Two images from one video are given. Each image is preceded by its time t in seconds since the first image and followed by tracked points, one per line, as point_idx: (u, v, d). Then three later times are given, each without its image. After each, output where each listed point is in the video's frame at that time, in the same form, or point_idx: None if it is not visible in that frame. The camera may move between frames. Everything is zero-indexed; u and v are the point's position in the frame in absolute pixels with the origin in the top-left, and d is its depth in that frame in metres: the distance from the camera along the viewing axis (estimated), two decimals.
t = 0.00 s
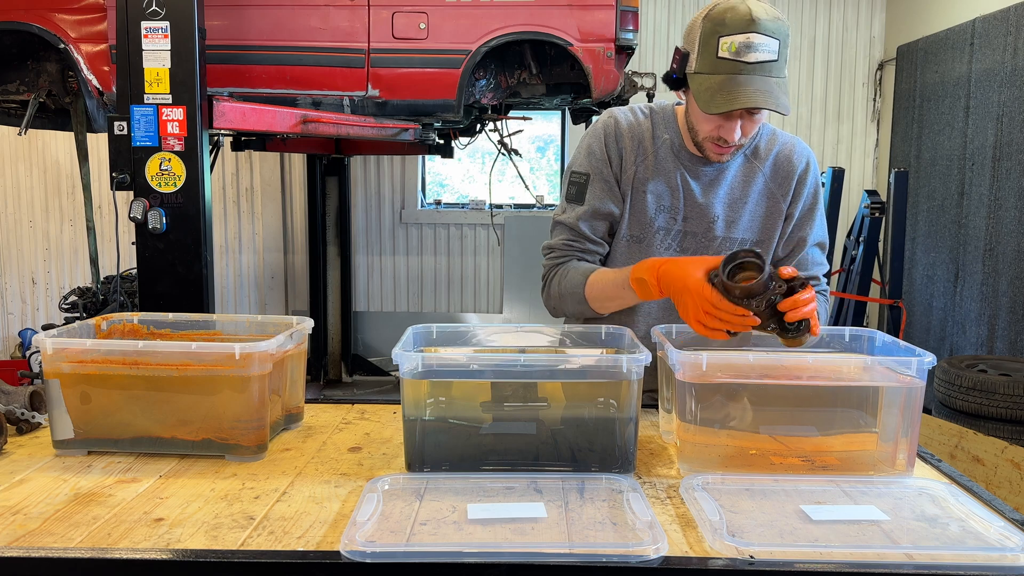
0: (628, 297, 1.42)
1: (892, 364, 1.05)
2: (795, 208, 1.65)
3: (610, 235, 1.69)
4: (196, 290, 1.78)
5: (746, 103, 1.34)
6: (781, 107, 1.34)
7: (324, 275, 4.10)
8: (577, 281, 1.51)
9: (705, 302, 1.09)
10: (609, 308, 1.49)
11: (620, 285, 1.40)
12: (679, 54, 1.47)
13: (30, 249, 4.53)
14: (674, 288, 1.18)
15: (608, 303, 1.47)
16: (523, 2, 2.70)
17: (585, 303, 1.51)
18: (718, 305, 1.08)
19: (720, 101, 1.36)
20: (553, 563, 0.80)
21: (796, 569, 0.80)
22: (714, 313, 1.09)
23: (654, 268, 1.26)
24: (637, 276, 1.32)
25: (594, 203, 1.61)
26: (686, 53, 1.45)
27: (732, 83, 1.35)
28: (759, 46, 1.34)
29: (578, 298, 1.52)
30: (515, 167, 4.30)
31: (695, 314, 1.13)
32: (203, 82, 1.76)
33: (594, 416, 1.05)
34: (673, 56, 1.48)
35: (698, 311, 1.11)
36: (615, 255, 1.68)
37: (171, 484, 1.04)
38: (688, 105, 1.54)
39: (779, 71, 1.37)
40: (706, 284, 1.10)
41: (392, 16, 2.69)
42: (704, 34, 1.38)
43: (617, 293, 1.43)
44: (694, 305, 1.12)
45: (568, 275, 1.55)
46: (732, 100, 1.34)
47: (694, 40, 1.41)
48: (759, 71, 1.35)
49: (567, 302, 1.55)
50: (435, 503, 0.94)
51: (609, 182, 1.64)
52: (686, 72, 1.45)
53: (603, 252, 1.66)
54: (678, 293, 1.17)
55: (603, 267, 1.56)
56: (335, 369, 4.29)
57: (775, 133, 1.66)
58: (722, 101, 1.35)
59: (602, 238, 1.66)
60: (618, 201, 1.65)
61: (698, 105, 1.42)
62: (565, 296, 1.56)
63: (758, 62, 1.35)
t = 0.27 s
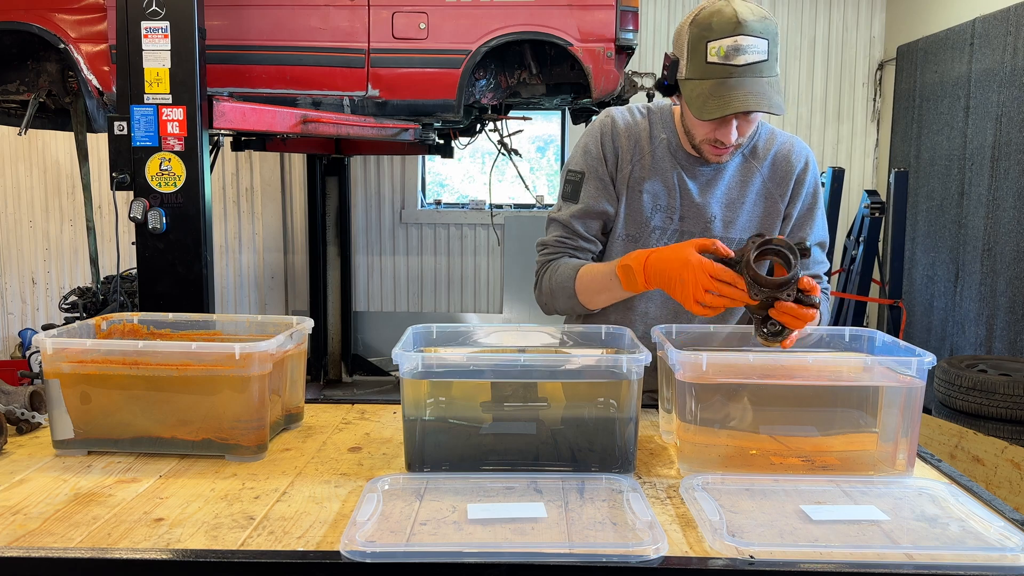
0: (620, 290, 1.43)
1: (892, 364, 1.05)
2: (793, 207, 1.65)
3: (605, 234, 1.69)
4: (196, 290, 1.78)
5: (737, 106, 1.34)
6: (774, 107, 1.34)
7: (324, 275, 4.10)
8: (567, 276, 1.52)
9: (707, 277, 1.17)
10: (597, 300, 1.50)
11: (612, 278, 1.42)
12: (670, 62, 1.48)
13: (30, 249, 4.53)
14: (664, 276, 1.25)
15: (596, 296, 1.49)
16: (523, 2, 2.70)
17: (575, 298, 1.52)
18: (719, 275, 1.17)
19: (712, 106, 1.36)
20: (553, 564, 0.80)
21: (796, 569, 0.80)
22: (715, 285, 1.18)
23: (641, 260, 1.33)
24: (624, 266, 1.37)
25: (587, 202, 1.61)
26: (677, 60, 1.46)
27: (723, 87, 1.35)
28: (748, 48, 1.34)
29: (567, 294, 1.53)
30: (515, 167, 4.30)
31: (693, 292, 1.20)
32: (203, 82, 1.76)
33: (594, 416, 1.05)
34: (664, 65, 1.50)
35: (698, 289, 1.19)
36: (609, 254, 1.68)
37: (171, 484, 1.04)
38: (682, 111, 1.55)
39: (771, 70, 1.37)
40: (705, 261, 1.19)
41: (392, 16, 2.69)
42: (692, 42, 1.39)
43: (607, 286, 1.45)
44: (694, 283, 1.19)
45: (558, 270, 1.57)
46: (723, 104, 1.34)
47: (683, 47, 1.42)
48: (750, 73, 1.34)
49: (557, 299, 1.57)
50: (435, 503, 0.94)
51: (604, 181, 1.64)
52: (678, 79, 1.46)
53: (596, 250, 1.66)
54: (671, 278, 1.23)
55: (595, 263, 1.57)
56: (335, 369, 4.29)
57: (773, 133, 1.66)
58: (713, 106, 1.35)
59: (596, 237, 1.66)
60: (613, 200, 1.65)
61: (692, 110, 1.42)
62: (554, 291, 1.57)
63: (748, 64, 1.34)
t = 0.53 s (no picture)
0: (626, 286, 1.44)
1: (892, 364, 1.05)
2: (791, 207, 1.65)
3: (605, 234, 1.69)
4: (196, 290, 1.78)
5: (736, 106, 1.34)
6: (772, 106, 1.34)
7: (324, 275, 4.10)
8: (571, 278, 1.52)
9: (711, 265, 1.18)
10: (606, 299, 1.51)
11: (617, 274, 1.43)
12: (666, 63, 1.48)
13: (30, 249, 4.53)
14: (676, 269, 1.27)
15: (602, 293, 1.49)
16: (523, 2, 2.70)
17: (581, 297, 1.53)
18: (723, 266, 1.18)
19: (711, 107, 1.36)
20: (553, 563, 0.80)
21: (796, 569, 0.80)
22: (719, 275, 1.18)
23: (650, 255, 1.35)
24: (631, 260, 1.39)
25: (586, 203, 1.61)
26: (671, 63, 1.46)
27: (721, 88, 1.35)
28: (743, 47, 1.34)
29: (573, 293, 1.53)
30: (515, 167, 4.30)
31: (701, 283, 1.20)
32: (203, 82, 1.76)
33: (594, 416, 1.05)
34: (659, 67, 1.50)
35: (704, 279, 1.20)
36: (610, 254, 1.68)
37: (171, 484, 1.04)
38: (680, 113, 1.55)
39: (768, 69, 1.37)
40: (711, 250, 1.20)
41: (392, 16, 2.69)
42: (688, 44, 1.39)
43: (611, 284, 1.46)
44: (700, 273, 1.20)
45: (562, 270, 1.57)
46: (721, 105, 1.34)
47: (678, 48, 1.42)
48: (747, 72, 1.34)
49: (563, 299, 1.57)
50: (435, 503, 0.94)
51: (603, 182, 1.64)
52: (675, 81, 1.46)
53: (598, 251, 1.66)
54: (681, 271, 1.25)
55: (598, 263, 1.58)
56: (335, 369, 4.29)
57: (771, 132, 1.66)
58: (712, 107, 1.35)
59: (596, 238, 1.66)
60: (611, 201, 1.65)
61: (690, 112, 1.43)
62: (560, 291, 1.57)
63: (745, 64, 1.34)
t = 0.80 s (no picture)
0: (632, 286, 1.44)
1: (892, 364, 1.05)
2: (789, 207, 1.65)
3: (605, 235, 1.69)
4: (196, 290, 1.78)
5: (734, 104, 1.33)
6: (770, 104, 1.34)
7: (324, 275, 4.10)
8: (576, 279, 1.52)
9: (707, 261, 1.18)
10: (612, 299, 1.50)
11: (624, 274, 1.43)
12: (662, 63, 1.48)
13: (30, 250, 4.53)
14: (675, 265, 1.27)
15: (608, 294, 1.49)
16: (523, 2, 2.70)
17: (587, 298, 1.52)
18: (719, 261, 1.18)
19: (708, 106, 1.35)
20: (553, 564, 0.80)
21: (795, 569, 0.80)
22: (714, 271, 1.17)
23: (658, 253, 1.33)
24: (640, 256, 1.37)
25: (587, 203, 1.61)
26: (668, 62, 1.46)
27: (718, 86, 1.34)
28: (740, 47, 1.34)
29: (579, 295, 1.53)
30: (515, 167, 4.30)
31: (697, 279, 1.20)
32: (203, 82, 1.75)
33: (594, 416, 1.05)
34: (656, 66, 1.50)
35: (699, 275, 1.20)
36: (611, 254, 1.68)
37: (171, 484, 1.04)
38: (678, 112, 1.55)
39: (764, 68, 1.37)
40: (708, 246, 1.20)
41: (392, 16, 2.69)
42: (685, 44, 1.39)
43: (617, 284, 1.45)
44: (696, 269, 1.20)
45: (566, 272, 1.57)
46: (719, 103, 1.34)
47: (675, 48, 1.42)
48: (745, 71, 1.34)
49: (568, 300, 1.56)
50: (435, 503, 0.94)
51: (602, 182, 1.64)
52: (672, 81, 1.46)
53: (600, 252, 1.66)
54: (680, 268, 1.25)
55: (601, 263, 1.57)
56: (335, 369, 4.29)
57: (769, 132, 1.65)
58: (709, 106, 1.35)
59: (597, 238, 1.66)
60: (610, 201, 1.65)
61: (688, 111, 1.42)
62: (565, 293, 1.56)
63: (742, 63, 1.34)
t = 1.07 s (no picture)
0: (623, 289, 1.44)
1: (892, 364, 1.05)
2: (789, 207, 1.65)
3: (603, 234, 1.69)
4: (196, 290, 1.78)
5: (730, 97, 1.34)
6: (766, 97, 1.34)
7: (324, 275, 4.10)
8: (571, 279, 1.52)
9: (706, 263, 1.20)
10: (605, 302, 1.50)
11: (615, 277, 1.43)
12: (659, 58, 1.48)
13: (30, 250, 4.53)
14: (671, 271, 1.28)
15: (601, 295, 1.48)
16: (523, 2, 2.70)
17: (580, 298, 1.52)
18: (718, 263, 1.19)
19: (706, 100, 1.35)
20: (553, 563, 0.80)
21: (795, 569, 0.80)
22: (714, 272, 1.19)
23: (647, 256, 1.35)
24: (629, 260, 1.39)
25: (584, 203, 1.62)
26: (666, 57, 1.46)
27: (715, 80, 1.34)
28: (737, 40, 1.34)
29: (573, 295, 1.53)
30: (515, 167, 4.30)
31: (696, 281, 1.21)
32: (203, 82, 1.76)
33: (594, 416, 1.05)
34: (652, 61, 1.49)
35: (698, 277, 1.21)
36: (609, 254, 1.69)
37: (171, 484, 1.04)
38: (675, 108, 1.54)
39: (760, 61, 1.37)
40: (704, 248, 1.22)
41: (392, 16, 2.69)
42: (681, 38, 1.38)
43: (609, 286, 1.45)
44: (695, 272, 1.21)
45: (562, 271, 1.57)
46: (716, 96, 1.34)
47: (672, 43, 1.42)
48: (741, 64, 1.34)
49: (562, 300, 1.56)
50: (435, 503, 0.94)
51: (600, 181, 1.64)
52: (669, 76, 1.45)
53: (596, 252, 1.66)
54: (676, 271, 1.26)
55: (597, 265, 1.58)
56: (335, 369, 4.28)
57: (769, 132, 1.66)
58: (706, 99, 1.35)
59: (595, 238, 1.66)
60: (608, 201, 1.66)
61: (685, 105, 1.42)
62: (559, 291, 1.56)
63: (738, 56, 1.34)
